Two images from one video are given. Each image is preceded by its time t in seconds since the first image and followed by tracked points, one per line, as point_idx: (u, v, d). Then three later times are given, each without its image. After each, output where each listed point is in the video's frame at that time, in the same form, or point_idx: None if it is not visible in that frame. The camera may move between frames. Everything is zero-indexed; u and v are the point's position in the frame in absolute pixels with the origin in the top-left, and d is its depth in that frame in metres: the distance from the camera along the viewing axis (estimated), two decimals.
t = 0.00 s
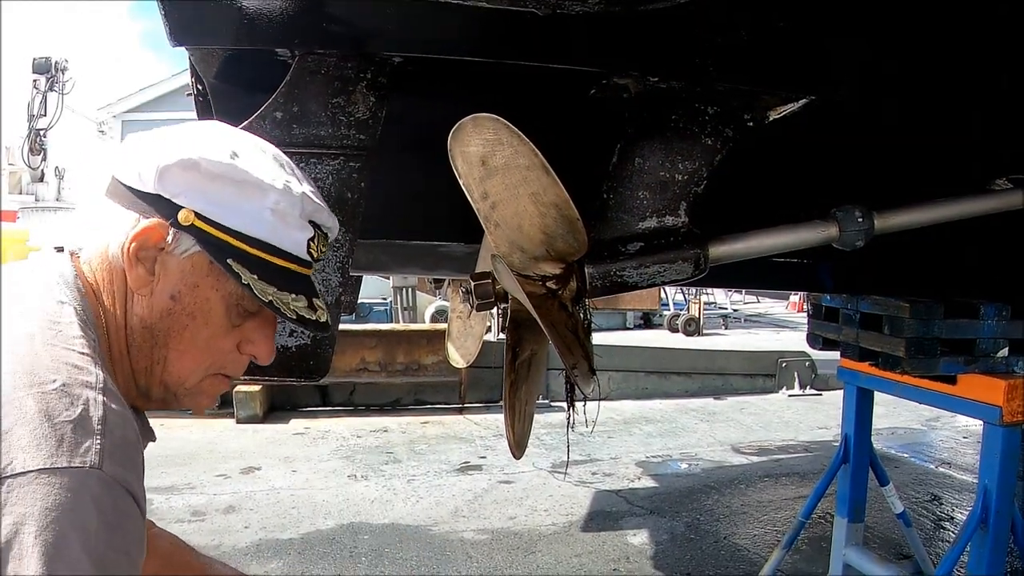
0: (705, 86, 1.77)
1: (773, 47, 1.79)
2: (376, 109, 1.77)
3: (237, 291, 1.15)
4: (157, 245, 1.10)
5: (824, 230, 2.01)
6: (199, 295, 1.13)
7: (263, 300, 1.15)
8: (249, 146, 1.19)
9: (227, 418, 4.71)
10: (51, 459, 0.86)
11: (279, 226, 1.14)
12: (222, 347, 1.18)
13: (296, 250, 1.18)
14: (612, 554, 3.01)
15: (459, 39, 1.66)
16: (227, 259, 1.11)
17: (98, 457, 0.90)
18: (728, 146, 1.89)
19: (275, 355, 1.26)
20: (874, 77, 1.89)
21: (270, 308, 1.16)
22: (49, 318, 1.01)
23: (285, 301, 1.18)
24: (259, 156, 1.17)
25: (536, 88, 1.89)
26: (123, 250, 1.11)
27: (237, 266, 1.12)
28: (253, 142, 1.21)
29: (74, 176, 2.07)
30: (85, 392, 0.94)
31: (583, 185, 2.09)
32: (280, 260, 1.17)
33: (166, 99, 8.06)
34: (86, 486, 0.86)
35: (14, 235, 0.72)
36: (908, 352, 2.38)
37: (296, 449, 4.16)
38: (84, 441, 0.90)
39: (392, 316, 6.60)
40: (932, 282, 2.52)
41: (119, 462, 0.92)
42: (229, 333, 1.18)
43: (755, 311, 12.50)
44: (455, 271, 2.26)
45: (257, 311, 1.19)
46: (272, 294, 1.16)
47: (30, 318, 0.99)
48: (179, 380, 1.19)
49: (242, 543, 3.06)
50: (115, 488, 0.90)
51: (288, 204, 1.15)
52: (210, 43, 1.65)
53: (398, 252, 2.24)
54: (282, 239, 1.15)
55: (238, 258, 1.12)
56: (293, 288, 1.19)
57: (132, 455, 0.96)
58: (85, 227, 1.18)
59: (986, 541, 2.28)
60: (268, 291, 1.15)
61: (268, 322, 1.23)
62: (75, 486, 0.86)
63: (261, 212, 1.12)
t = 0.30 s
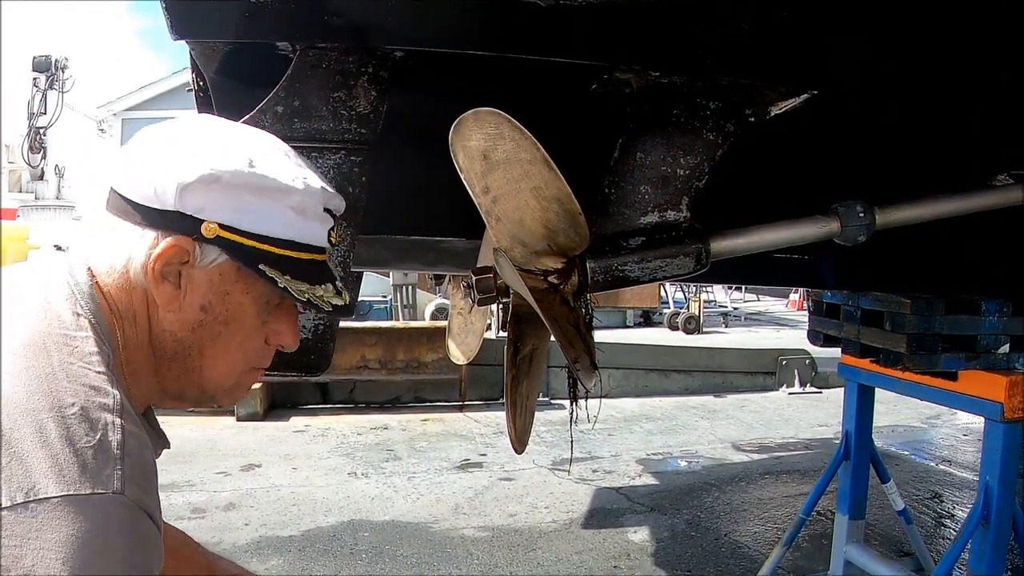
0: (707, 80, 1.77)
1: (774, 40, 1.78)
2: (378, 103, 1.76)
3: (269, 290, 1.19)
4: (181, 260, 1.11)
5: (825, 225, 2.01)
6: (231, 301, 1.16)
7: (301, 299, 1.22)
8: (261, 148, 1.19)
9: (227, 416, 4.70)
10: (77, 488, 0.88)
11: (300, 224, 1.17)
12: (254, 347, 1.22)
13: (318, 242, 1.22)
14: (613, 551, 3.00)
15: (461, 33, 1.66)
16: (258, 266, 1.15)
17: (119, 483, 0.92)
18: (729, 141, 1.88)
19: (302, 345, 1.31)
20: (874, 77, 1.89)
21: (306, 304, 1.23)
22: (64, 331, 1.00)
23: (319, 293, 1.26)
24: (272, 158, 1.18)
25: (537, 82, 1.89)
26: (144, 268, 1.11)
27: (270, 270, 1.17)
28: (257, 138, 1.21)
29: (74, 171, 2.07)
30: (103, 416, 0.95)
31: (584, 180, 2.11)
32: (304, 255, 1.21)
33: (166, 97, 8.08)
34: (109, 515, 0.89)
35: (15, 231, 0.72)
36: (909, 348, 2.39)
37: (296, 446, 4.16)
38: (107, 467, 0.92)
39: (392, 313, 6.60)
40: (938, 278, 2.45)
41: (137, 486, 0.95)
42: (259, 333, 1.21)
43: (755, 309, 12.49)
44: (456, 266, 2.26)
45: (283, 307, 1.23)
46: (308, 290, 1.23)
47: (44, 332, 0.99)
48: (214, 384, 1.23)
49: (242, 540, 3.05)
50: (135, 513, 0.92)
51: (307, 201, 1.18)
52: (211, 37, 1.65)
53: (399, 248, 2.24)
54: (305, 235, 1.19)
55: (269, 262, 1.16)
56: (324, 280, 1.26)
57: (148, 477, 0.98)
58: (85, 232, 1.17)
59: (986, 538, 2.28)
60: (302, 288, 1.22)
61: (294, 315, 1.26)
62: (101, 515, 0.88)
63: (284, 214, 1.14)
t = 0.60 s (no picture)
0: (705, 73, 1.76)
1: (774, 32, 1.77)
2: (375, 95, 1.75)
3: (273, 258, 1.23)
4: (187, 246, 1.13)
5: (824, 218, 2.00)
6: (241, 274, 1.20)
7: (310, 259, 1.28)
8: (246, 119, 1.19)
9: (226, 410, 4.70)
10: (71, 474, 0.88)
11: (297, 190, 1.21)
12: (264, 315, 1.27)
13: (310, 203, 1.27)
14: (612, 545, 3.01)
15: (459, 25, 1.65)
16: (266, 237, 1.19)
17: (112, 471, 0.91)
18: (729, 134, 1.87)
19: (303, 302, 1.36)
20: (874, 77, 1.88)
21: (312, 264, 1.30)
22: (60, 319, 1.02)
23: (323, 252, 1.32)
24: (259, 127, 1.19)
25: (536, 75, 1.88)
26: (149, 262, 1.12)
27: (278, 241, 1.21)
28: (238, 110, 1.21)
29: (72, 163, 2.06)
30: (97, 404, 0.95)
31: (582, 171, 2.10)
32: (301, 216, 1.26)
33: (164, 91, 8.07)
34: (104, 502, 0.88)
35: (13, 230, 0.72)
36: (909, 342, 2.38)
37: (296, 440, 4.16)
38: (101, 454, 0.92)
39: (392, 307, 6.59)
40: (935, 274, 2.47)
41: (131, 474, 0.95)
42: (268, 300, 1.26)
43: (755, 304, 12.49)
44: (455, 258, 2.26)
45: (286, 270, 1.28)
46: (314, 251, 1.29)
47: (38, 320, 1.00)
48: (229, 360, 1.26)
49: (242, 534, 3.05)
50: (129, 501, 0.92)
51: (299, 165, 1.22)
52: (208, 28, 1.64)
53: (397, 240, 2.23)
54: (301, 198, 1.23)
55: (275, 232, 1.21)
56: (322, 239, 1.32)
57: (142, 466, 0.98)
58: (70, 223, 1.17)
59: (986, 533, 2.27)
60: (308, 249, 1.27)
61: (294, 275, 1.32)
62: (96, 501, 0.88)
63: (282, 183, 1.18)
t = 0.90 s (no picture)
0: (705, 73, 1.76)
1: (773, 32, 1.77)
2: (374, 95, 1.75)
3: (270, 252, 1.23)
4: (184, 244, 1.13)
5: (824, 218, 2.00)
6: (238, 270, 1.19)
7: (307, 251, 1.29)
8: (237, 112, 1.18)
9: (226, 409, 4.70)
10: (63, 474, 0.88)
11: (290, 181, 1.21)
12: (262, 309, 1.27)
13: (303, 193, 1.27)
14: (612, 544, 3.01)
15: (458, 25, 1.64)
16: (261, 229, 1.19)
17: (104, 471, 0.91)
18: (728, 134, 1.87)
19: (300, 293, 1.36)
20: (874, 77, 1.88)
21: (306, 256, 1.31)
22: (52, 319, 1.02)
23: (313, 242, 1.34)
24: (251, 119, 1.18)
25: (535, 75, 1.87)
26: (147, 260, 1.12)
27: (274, 233, 1.21)
28: (231, 105, 1.20)
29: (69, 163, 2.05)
30: (89, 404, 0.95)
31: (581, 174, 2.09)
32: (294, 207, 1.26)
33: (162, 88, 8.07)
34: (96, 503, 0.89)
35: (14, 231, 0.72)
36: (909, 341, 2.38)
37: (295, 439, 4.16)
38: (93, 454, 0.92)
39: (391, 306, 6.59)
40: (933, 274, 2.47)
41: (123, 475, 0.95)
42: (266, 294, 1.26)
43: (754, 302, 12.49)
44: (454, 258, 2.25)
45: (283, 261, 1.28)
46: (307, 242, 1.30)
47: (31, 320, 1.00)
48: (228, 356, 1.26)
49: (241, 533, 3.06)
50: (121, 502, 0.92)
51: (292, 156, 1.21)
52: (207, 28, 1.64)
53: (396, 240, 2.23)
54: (294, 189, 1.23)
55: (271, 225, 1.20)
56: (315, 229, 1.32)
57: (133, 468, 0.98)
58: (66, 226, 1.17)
59: (985, 533, 2.28)
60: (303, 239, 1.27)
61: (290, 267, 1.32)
62: (87, 502, 0.88)
63: (275, 176, 1.18)
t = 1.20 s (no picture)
0: (703, 68, 1.76)
1: (771, 27, 1.77)
2: (370, 91, 1.74)
3: (252, 240, 1.23)
4: (166, 223, 1.14)
5: (823, 214, 1.99)
6: (219, 256, 1.19)
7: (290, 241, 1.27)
8: (229, 100, 1.20)
9: (224, 408, 4.70)
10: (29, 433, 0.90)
11: (281, 168, 1.22)
12: (242, 298, 1.26)
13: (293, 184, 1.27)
14: (610, 543, 3.00)
15: (454, 20, 1.64)
16: (244, 216, 1.19)
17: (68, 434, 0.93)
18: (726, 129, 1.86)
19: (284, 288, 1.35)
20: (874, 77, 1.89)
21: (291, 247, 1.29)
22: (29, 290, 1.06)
23: (302, 235, 1.32)
24: (242, 107, 1.20)
25: (532, 70, 1.87)
26: (128, 238, 1.13)
27: (256, 220, 1.20)
28: (225, 93, 1.21)
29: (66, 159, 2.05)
30: (58, 368, 0.98)
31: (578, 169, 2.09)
32: (284, 197, 1.25)
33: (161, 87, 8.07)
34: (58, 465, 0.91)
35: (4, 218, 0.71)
36: (908, 338, 2.37)
37: (294, 438, 4.15)
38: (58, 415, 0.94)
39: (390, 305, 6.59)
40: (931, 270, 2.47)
41: (91, 440, 0.97)
42: (247, 283, 1.25)
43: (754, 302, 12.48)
44: (452, 254, 2.25)
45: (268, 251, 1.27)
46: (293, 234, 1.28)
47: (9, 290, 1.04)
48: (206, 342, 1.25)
49: (239, 533, 3.05)
50: (84, 466, 0.94)
51: (284, 144, 1.22)
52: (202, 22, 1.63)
53: (393, 235, 2.22)
54: (286, 176, 1.23)
55: (252, 211, 1.20)
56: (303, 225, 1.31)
57: (104, 432, 1.00)
58: (57, 198, 1.20)
59: (985, 530, 2.27)
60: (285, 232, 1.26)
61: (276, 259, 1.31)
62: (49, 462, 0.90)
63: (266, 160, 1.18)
